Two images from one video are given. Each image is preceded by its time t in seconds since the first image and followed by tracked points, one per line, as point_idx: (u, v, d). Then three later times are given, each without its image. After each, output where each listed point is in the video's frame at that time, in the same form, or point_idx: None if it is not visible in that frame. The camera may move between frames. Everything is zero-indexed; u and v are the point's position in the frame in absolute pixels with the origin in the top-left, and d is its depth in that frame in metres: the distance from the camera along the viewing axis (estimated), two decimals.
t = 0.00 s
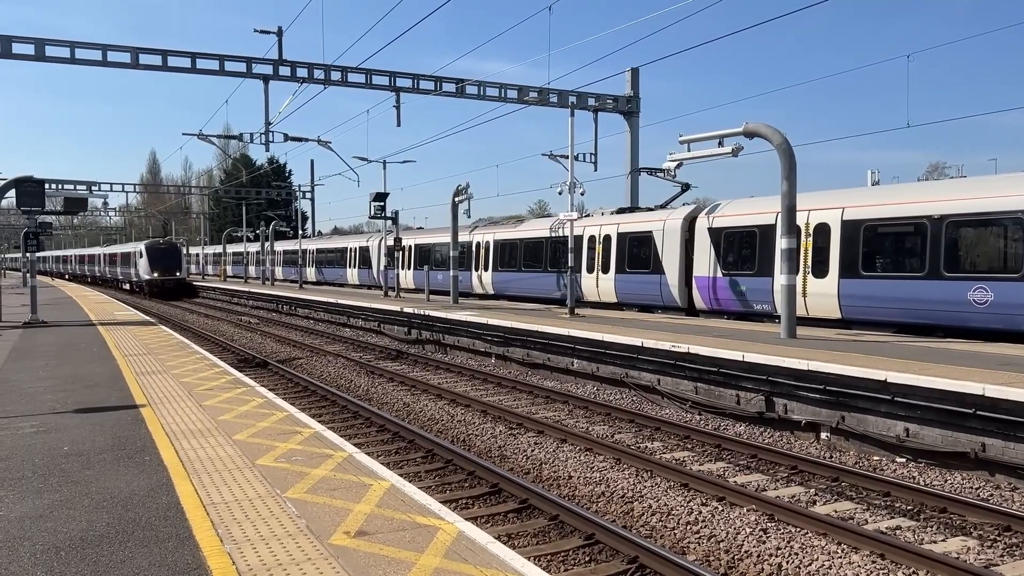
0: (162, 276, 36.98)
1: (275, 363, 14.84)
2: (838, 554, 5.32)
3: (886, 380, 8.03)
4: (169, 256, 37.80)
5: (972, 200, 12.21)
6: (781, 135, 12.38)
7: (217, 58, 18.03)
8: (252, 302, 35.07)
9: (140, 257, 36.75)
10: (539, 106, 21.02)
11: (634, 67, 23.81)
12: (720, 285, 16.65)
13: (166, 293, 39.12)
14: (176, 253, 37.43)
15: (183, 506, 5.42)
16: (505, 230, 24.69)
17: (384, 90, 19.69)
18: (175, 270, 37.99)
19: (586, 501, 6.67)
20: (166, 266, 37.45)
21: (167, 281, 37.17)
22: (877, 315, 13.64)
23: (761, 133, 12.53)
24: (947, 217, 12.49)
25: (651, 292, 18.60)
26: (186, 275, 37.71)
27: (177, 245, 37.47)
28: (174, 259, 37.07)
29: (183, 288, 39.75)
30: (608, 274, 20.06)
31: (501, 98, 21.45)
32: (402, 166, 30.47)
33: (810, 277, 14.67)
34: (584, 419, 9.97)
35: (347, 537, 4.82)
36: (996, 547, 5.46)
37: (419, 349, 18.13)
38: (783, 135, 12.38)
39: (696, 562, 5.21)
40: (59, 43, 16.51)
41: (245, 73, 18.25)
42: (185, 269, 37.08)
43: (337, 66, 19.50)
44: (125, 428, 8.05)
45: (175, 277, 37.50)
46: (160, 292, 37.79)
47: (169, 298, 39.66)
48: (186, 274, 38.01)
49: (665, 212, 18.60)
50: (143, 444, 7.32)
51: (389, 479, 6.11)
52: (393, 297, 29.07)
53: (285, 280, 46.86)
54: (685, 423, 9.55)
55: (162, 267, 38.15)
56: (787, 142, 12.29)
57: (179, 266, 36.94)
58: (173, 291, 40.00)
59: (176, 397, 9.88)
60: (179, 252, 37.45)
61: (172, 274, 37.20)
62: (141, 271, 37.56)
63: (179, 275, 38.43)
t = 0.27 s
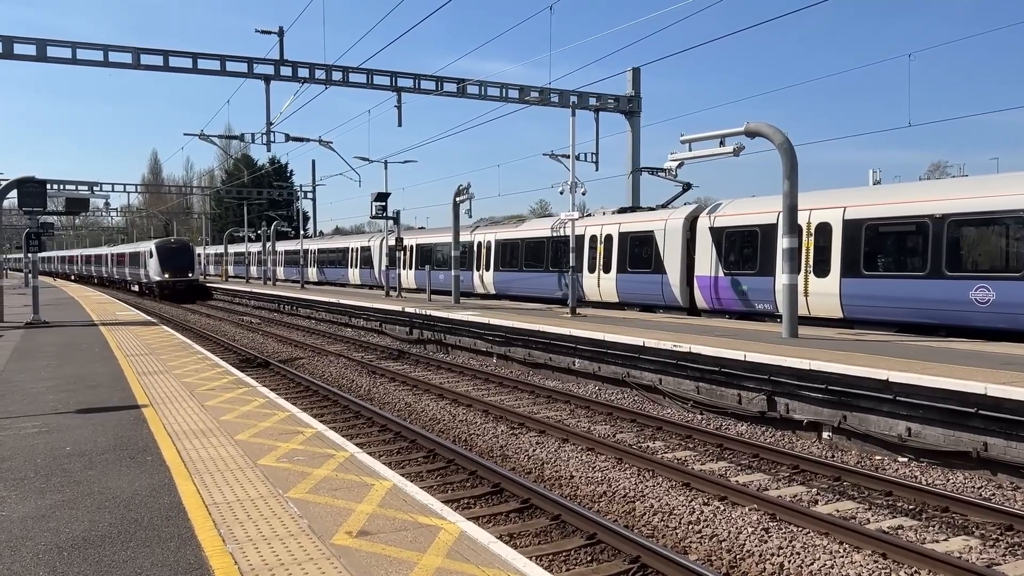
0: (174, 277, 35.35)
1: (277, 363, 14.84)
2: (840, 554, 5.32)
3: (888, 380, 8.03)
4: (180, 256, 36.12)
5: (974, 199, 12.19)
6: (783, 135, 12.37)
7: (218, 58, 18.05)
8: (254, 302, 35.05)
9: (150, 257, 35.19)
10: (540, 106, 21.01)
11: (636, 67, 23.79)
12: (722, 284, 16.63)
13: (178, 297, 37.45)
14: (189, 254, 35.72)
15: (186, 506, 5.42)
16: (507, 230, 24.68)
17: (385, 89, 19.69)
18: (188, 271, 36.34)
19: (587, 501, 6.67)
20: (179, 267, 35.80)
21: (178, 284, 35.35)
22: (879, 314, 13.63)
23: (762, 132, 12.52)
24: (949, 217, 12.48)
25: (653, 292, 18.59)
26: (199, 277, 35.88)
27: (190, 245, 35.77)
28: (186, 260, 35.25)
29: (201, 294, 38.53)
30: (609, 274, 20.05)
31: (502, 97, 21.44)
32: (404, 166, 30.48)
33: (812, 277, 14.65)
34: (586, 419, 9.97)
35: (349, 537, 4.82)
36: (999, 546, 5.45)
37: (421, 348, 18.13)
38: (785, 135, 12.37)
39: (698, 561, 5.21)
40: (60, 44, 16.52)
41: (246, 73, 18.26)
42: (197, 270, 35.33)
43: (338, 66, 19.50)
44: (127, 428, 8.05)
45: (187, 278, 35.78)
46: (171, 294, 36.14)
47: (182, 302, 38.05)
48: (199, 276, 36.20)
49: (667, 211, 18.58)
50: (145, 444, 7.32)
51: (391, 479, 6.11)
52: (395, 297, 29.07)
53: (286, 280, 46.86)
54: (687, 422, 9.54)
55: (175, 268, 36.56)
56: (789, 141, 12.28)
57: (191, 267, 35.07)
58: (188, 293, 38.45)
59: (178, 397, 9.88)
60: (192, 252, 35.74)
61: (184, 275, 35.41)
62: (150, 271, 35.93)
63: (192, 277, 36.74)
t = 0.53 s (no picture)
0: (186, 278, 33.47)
1: (278, 362, 14.85)
2: (842, 552, 5.32)
3: (890, 378, 8.02)
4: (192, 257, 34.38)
5: (975, 197, 12.18)
6: (784, 133, 12.35)
7: (219, 58, 18.05)
8: (255, 302, 35.05)
9: (159, 256, 33.42)
10: (541, 105, 21.00)
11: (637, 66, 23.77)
12: (724, 283, 16.62)
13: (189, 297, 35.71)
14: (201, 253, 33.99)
15: (187, 505, 5.43)
16: (508, 229, 24.67)
17: (386, 89, 19.68)
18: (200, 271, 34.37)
19: (588, 500, 6.67)
20: (190, 266, 34.11)
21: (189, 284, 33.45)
22: (880, 313, 13.61)
23: (764, 131, 12.50)
24: (951, 215, 12.46)
25: (654, 291, 18.58)
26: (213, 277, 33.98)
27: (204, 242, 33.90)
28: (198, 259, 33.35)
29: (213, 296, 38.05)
30: (611, 273, 20.03)
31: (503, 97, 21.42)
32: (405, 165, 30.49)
33: (813, 275, 14.64)
34: (587, 418, 9.97)
35: (351, 536, 4.82)
36: (1000, 544, 5.45)
37: (423, 348, 18.13)
38: (786, 133, 12.35)
39: (699, 560, 5.21)
40: (61, 44, 16.53)
41: (248, 73, 18.26)
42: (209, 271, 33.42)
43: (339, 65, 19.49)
44: (129, 427, 8.06)
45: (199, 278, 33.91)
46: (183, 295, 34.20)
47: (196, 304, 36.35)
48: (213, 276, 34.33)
49: (668, 210, 18.57)
50: (146, 443, 7.32)
51: (393, 478, 6.11)
52: (396, 296, 29.08)
53: (288, 279, 46.87)
54: (689, 421, 9.54)
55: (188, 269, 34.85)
56: (790, 140, 12.26)
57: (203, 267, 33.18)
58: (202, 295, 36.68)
59: (180, 396, 9.88)
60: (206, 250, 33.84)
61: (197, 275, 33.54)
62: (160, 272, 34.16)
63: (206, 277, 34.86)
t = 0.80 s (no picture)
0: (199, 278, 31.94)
1: (280, 361, 14.86)
2: (843, 551, 5.31)
3: (892, 376, 8.00)
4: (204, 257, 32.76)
5: (977, 195, 12.15)
6: (786, 131, 12.34)
7: (220, 57, 18.04)
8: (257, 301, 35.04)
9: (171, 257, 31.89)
10: (542, 103, 20.98)
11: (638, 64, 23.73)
12: (725, 281, 16.62)
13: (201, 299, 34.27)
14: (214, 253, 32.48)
15: (189, 504, 5.43)
16: (509, 228, 24.66)
17: (387, 87, 19.66)
18: (213, 270, 32.99)
19: (590, 498, 6.66)
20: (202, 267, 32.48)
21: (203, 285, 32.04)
22: (882, 311, 13.60)
23: (765, 129, 12.49)
24: (953, 213, 12.44)
25: (655, 289, 18.57)
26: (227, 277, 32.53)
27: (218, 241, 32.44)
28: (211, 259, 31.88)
29: (224, 300, 37.48)
30: (612, 271, 20.02)
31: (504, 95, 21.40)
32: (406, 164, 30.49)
33: (815, 274, 14.63)
34: (589, 416, 9.96)
35: (352, 535, 4.82)
36: (1002, 543, 5.44)
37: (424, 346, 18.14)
38: (788, 131, 12.34)
39: (701, 559, 5.21)
40: (62, 43, 16.53)
41: (249, 72, 18.25)
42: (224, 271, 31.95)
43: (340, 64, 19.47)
44: (130, 426, 8.06)
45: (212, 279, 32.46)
46: (195, 296, 32.80)
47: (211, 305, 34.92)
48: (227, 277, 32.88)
49: (669, 208, 18.56)
50: (148, 442, 7.33)
51: (395, 477, 6.12)
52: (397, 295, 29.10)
53: (289, 278, 46.88)
54: (690, 420, 9.54)
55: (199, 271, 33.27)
56: (792, 138, 12.24)
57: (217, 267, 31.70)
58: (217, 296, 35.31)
59: (181, 395, 9.89)
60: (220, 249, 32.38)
61: (209, 275, 32.12)
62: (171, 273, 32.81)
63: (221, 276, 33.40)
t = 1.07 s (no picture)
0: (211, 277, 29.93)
1: (281, 359, 14.88)
2: (845, 549, 5.30)
3: (893, 374, 7.99)
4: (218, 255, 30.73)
5: (979, 193, 12.13)
6: (788, 129, 12.31)
7: (221, 56, 18.03)
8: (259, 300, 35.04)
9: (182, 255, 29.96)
10: (544, 102, 20.95)
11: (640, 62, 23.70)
12: (726, 279, 16.61)
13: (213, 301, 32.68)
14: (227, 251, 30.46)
15: (192, 502, 5.44)
16: (511, 226, 24.65)
17: (388, 86, 19.65)
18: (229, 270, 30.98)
19: (592, 497, 6.66)
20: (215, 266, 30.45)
21: (217, 285, 30.32)
22: (884, 309, 13.58)
23: (767, 127, 12.47)
24: (955, 211, 12.42)
25: (657, 288, 18.56)
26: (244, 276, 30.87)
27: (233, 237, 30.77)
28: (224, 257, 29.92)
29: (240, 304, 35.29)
30: (613, 269, 20.01)
31: (506, 93, 21.37)
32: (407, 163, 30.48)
33: (817, 272, 14.60)
34: (591, 415, 9.96)
35: (354, 533, 4.82)
36: (1005, 541, 5.43)
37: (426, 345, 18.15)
38: (789, 129, 12.32)
39: (703, 557, 5.21)
40: (64, 42, 16.53)
41: (250, 71, 18.25)
42: (240, 270, 30.21)
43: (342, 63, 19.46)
44: (132, 425, 8.07)
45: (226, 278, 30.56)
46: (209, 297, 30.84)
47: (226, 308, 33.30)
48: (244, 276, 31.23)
49: (670, 207, 18.55)
50: (150, 441, 7.33)
51: (397, 475, 6.12)
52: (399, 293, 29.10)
53: (290, 277, 46.86)
54: (692, 418, 9.53)
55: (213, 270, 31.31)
56: (793, 136, 12.22)
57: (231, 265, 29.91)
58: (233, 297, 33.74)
59: (183, 394, 9.90)
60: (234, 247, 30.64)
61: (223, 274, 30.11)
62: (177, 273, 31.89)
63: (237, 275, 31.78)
